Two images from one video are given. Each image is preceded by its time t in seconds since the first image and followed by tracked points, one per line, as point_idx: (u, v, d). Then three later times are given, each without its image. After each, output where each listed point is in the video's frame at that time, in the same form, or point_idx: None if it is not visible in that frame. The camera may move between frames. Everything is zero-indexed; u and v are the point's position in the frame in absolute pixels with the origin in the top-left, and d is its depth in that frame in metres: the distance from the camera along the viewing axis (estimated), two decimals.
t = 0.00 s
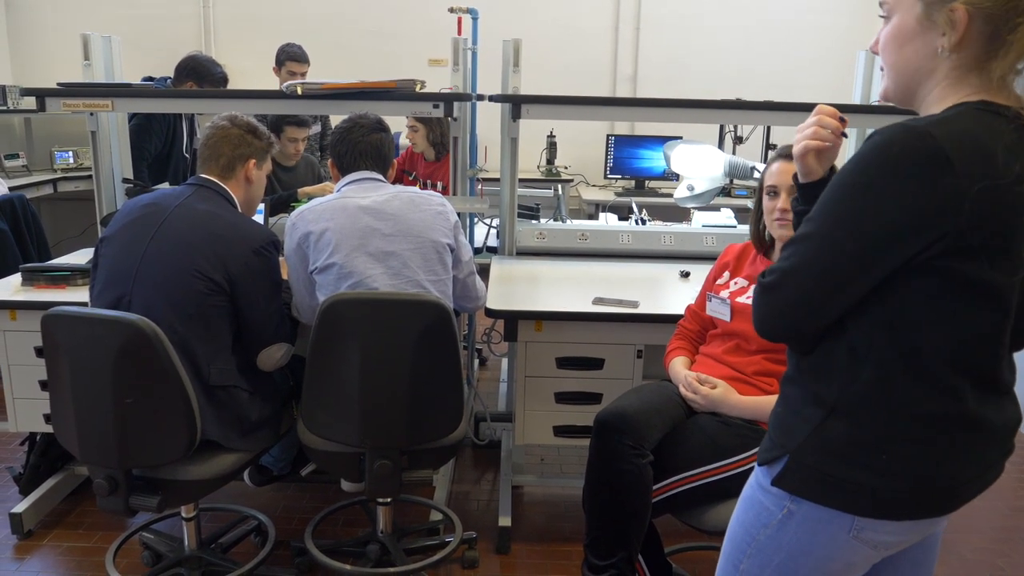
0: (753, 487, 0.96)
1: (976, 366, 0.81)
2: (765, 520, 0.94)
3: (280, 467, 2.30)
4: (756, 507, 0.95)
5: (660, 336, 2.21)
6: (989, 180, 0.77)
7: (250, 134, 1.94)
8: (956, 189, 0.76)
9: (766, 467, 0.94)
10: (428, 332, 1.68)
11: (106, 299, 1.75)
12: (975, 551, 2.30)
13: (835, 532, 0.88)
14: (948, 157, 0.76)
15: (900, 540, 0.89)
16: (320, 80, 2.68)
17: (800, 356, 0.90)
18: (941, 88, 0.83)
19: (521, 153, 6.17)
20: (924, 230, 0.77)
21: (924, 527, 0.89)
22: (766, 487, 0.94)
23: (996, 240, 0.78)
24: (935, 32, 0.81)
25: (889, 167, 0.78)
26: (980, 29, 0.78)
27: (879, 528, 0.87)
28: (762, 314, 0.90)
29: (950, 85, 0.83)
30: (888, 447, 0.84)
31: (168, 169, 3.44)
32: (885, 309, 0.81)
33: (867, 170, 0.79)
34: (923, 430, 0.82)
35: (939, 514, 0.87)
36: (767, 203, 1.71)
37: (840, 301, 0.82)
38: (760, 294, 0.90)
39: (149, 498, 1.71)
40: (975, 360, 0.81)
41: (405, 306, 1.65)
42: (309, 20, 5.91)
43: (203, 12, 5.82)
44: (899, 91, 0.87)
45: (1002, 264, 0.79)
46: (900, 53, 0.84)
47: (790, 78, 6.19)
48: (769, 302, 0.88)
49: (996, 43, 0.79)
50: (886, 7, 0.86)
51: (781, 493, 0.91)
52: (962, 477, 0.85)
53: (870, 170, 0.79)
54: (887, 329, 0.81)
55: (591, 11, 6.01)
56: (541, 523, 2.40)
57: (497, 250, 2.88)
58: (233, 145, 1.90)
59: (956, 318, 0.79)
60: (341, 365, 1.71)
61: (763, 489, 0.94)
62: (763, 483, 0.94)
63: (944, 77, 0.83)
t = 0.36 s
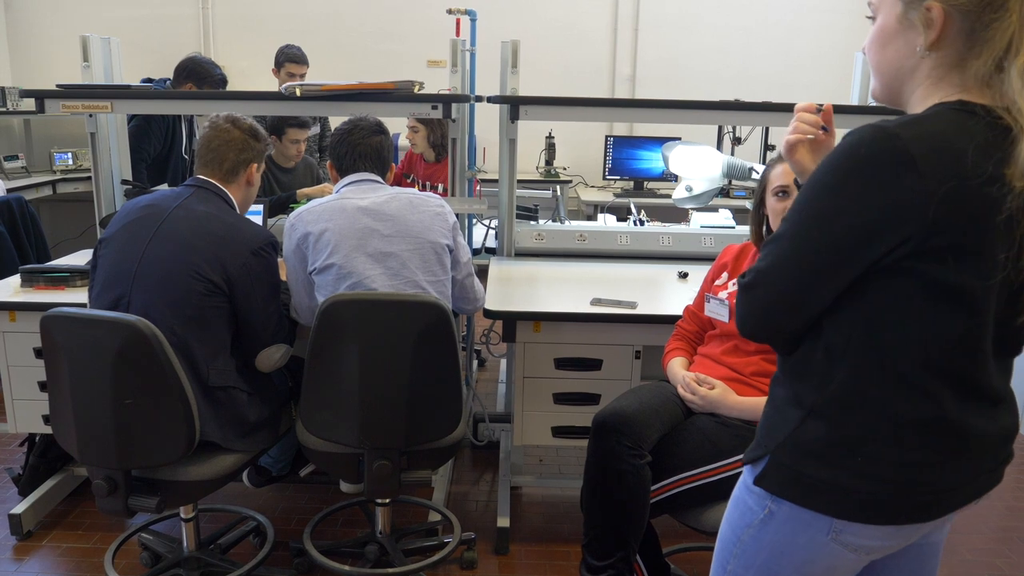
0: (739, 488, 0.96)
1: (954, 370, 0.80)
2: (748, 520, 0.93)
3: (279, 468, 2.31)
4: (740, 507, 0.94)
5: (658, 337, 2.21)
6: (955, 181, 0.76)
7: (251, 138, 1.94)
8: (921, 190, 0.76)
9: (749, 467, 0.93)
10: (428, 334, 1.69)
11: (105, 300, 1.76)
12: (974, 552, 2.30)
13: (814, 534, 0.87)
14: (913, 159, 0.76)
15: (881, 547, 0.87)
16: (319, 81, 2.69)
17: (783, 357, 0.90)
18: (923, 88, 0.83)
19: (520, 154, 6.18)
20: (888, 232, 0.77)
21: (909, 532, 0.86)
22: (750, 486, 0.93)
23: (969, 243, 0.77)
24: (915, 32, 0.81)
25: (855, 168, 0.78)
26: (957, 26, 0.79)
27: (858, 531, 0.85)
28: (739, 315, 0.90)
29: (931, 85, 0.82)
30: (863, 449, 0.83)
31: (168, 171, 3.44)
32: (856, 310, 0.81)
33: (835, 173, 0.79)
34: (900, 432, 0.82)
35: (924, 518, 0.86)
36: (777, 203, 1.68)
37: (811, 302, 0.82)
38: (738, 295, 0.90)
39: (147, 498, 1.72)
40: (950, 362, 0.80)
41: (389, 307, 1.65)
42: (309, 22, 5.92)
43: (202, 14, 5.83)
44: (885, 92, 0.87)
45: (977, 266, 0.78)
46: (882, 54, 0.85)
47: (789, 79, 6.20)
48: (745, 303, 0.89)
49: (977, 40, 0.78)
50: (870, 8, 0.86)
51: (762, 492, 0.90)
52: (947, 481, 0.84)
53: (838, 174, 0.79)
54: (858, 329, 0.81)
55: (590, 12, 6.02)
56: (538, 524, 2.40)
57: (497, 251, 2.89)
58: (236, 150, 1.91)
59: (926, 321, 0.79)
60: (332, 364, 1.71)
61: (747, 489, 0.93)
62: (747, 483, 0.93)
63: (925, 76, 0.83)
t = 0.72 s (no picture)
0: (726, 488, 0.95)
1: (935, 373, 0.77)
2: (736, 520, 0.91)
3: (281, 467, 2.31)
4: (728, 508, 0.93)
5: (659, 335, 2.21)
6: (934, 181, 0.74)
7: (251, 135, 1.95)
8: (897, 190, 0.74)
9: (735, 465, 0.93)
10: (427, 334, 1.69)
11: (105, 300, 1.76)
12: (975, 551, 2.30)
13: (797, 532, 0.85)
14: (888, 158, 0.75)
15: (867, 548, 0.85)
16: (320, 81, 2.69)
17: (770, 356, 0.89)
18: (910, 81, 0.81)
19: (521, 154, 6.18)
20: (863, 232, 0.76)
21: (894, 534, 0.84)
22: (735, 484, 0.92)
23: (948, 244, 0.75)
24: (896, 25, 0.79)
25: (832, 167, 0.77)
26: (937, 17, 0.76)
27: (841, 530, 0.83)
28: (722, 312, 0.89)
29: (917, 78, 0.80)
30: (840, 442, 0.81)
31: (170, 170, 3.45)
32: (833, 310, 0.80)
33: (811, 172, 0.78)
34: (880, 432, 0.80)
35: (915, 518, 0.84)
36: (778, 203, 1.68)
37: (788, 302, 0.81)
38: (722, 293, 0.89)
39: (148, 497, 1.72)
40: (930, 364, 0.77)
41: (390, 305, 1.65)
42: (311, 22, 5.93)
43: (204, 13, 5.84)
44: (877, 87, 0.85)
45: (958, 267, 0.75)
46: (869, 48, 0.83)
47: (791, 78, 6.20)
48: (727, 301, 0.88)
49: (959, 29, 0.75)
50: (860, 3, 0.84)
51: (746, 489, 0.89)
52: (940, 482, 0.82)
53: (814, 173, 0.78)
54: (834, 330, 0.79)
55: (591, 11, 6.02)
56: (538, 524, 2.40)
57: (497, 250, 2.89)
58: (237, 146, 1.91)
59: (903, 323, 0.76)
60: (328, 361, 1.72)
61: (733, 488, 0.92)
62: (733, 481, 0.93)
63: (911, 69, 0.80)
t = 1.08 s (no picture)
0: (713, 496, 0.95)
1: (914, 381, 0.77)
2: (724, 527, 0.91)
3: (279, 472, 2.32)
4: (717, 516, 0.93)
5: (657, 339, 2.22)
6: (914, 191, 0.73)
7: (223, 122, 1.88)
8: (877, 198, 0.74)
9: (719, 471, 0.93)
10: (424, 339, 1.69)
11: (96, 306, 1.75)
12: (974, 555, 2.30)
13: (780, 538, 0.85)
14: (868, 164, 0.74)
15: (851, 555, 0.84)
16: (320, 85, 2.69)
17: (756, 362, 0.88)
18: (893, 85, 0.81)
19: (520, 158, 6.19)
20: (844, 241, 0.76)
21: (879, 541, 0.83)
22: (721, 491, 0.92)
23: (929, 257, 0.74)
24: (873, 29, 0.80)
25: (810, 179, 0.77)
26: (904, 16, 0.76)
27: (825, 536, 0.83)
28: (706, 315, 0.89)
29: (898, 82, 0.80)
30: (821, 444, 0.81)
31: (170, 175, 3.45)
32: (815, 316, 0.80)
33: (792, 178, 0.78)
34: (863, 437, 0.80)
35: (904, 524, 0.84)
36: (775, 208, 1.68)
37: (770, 308, 0.81)
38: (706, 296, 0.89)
39: (148, 501, 1.72)
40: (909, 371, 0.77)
41: (389, 309, 1.65)
42: (310, 26, 5.94)
43: (204, 18, 5.85)
44: (870, 96, 0.85)
45: (938, 278, 0.75)
46: (857, 55, 0.84)
47: (790, 82, 6.21)
48: (711, 305, 0.88)
49: (925, 29, 0.75)
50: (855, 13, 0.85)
51: (731, 494, 0.89)
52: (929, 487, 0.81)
53: (795, 179, 0.78)
54: (814, 338, 0.80)
55: (591, 16, 6.03)
56: (538, 528, 2.40)
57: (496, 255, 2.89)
58: (207, 135, 1.85)
59: (882, 332, 0.77)
60: (325, 363, 1.72)
61: (719, 495, 0.93)
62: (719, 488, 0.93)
63: (892, 73, 0.80)
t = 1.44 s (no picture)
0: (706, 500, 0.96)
1: (897, 387, 0.77)
2: (713, 531, 0.92)
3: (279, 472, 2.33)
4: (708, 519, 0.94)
5: (656, 339, 2.22)
6: (892, 190, 0.74)
7: (203, 122, 1.86)
8: (855, 198, 0.74)
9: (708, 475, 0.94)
10: (415, 340, 1.69)
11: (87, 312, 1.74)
12: (975, 554, 2.30)
13: (763, 542, 0.85)
14: (845, 164, 0.74)
15: (834, 562, 0.84)
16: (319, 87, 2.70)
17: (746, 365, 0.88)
18: (883, 83, 0.81)
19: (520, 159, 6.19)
20: (823, 240, 0.76)
21: (865, 549, 0.83)
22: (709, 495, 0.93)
23: (904, 255, 0.74)
24: (864, 27, 0.80)
25: (790, 180, 0.77)
26: (895, 14, 0.77)
27: (806, 542, 0.83)
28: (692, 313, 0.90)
29: (887, 80, 0.80)
30: (801, 448, 0.81)
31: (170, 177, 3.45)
32: (795, 315, 0.80)
33: (773, 178, 0.78)
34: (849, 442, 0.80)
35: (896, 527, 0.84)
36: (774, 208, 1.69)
37: (753, 306, 0.81)
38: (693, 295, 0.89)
39: (148, 504, 1.72)
40: (888, 376, 0.77)
41: (384, 310, 1.65)
42: (309, 28, 5.94)
43: (202, 20, 5.85)
44: (861, 95, 0.85)
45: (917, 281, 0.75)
46: (849, 52, 0.84)
47: (789, 82, 6.22)
48: (695, 304, 0.88)
49: (914, 28, 0.76)
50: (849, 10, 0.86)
51: (717, 499, 0.90)
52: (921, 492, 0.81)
53: (775, 179, 0.78)
54: (802, 343, 0.80)
55: (590, 17, 6.04)
56: (538, 529, 2.40)
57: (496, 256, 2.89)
58: (185, 134, 1.82)
59: (861, 332, 0.77)
60: (322, 364, 1.72)
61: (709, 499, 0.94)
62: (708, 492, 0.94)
63: (883, 71, 0.80)
